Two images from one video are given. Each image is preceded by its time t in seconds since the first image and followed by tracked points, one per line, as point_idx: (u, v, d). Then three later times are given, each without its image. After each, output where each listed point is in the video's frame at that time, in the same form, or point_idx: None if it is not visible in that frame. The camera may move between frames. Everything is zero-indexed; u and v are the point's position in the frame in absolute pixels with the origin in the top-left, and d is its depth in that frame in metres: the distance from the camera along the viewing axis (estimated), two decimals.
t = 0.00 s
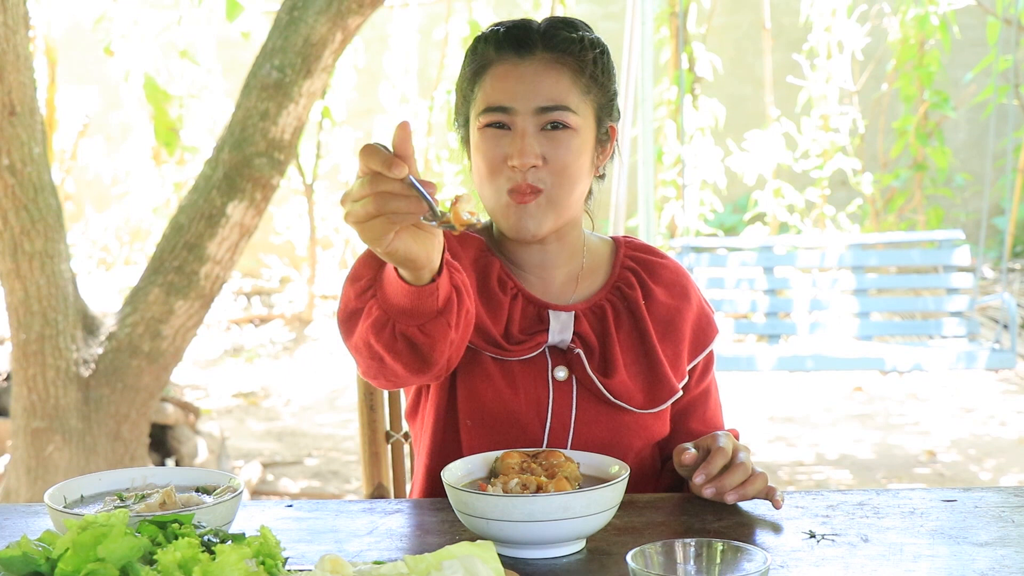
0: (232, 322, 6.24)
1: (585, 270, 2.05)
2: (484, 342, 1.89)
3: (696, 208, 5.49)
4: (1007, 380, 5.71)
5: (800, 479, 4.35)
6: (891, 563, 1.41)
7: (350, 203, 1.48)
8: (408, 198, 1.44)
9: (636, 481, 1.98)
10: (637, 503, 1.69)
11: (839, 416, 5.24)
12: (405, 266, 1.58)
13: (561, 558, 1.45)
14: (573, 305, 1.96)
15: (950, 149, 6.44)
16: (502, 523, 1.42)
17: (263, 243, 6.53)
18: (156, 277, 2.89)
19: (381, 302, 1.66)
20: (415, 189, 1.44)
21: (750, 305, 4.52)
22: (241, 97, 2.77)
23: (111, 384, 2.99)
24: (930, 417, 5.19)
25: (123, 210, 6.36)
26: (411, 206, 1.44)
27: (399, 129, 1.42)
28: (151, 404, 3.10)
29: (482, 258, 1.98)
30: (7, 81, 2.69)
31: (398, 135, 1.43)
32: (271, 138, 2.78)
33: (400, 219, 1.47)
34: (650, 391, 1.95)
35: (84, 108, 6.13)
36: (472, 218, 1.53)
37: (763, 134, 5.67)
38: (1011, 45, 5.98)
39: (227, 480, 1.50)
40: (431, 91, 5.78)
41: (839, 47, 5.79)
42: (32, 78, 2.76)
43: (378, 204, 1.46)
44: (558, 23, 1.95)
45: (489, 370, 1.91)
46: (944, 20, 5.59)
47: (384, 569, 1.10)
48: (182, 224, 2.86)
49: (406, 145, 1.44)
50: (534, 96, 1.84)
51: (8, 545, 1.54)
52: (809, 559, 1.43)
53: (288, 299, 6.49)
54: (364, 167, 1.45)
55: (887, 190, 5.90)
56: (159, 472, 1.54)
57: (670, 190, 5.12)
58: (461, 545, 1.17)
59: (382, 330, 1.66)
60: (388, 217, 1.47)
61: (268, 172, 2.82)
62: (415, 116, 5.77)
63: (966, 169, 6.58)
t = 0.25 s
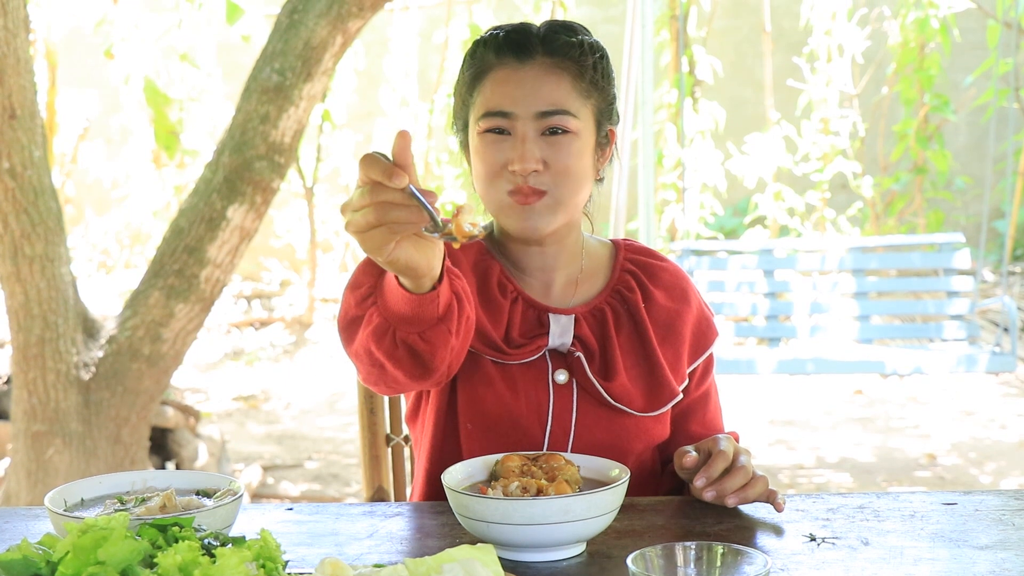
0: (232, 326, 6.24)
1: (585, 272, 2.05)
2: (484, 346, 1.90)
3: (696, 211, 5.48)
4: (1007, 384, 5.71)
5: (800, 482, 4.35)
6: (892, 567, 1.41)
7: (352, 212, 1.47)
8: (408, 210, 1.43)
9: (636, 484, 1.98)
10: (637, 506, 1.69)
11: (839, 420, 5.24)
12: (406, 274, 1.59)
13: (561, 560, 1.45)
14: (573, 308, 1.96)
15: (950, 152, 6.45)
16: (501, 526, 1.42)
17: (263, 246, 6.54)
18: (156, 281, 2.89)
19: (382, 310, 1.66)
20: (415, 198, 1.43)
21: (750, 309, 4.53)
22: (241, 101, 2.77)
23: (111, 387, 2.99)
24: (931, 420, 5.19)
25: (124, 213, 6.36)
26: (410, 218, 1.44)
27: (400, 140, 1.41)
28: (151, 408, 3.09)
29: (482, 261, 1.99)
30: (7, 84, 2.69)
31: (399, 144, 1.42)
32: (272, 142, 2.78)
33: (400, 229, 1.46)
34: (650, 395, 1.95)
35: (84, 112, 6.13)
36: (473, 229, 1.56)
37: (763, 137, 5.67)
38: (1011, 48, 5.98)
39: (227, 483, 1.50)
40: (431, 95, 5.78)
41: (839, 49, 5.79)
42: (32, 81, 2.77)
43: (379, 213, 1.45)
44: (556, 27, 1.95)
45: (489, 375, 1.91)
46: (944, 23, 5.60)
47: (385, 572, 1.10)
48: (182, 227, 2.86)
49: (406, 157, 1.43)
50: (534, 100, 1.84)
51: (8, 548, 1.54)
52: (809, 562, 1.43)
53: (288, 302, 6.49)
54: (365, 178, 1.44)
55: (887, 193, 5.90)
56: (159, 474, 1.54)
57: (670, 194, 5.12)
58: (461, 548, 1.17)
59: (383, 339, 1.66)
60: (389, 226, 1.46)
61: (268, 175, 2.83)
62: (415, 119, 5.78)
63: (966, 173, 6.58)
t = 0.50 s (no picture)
0: (232, 327, 6.24)
1: (585, 274, 2.05)
2: (484, 351, 1.90)
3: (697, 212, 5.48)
4: (1007, 385, 5.71)
5: (800, 483, 4.35)
6: (892, 568, 1.41)
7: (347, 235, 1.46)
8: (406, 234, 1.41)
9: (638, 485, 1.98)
10: (638, 508, 1.69)
11: (839, 421, 5.24)
12: (401, 297, 1.59)
13: (561, 562, 1.45)
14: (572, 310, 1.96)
15: (951, 153, 6.46)
16: (502, 527, 1.42)
17: (264, 248, 6.54)
18: (156, 282, 2.89)
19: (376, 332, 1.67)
20: (412, 224, 1.42)
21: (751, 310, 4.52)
22: (241, 102, 2.77)
23: (111, 389, 2.99)
24: (931, 421, 5.19)
25: (124, 214, 6.36)
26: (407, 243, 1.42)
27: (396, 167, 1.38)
28: (151, 409, 3.09)
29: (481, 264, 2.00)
30: (7, 85, 2.69)
31: (393, 169, 1.38)
32: (271, 143, 2.78)
33: (397, 252, 1.45)
34: (650, 396, 1.95)
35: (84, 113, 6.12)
36: (474, 255, 1.51)
37: (763, 139, 5.67)
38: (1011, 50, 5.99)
39: (227, 485, 1.50)
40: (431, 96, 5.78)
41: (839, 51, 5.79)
42: (32, 83, 2.77)
43: (375, 238, 1.43)
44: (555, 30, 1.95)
45: (489, 380, 1.91)
46: (944, 24, 5.59)
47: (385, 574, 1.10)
48: (182, 228, 2.86)
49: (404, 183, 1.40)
50: (533, 104, 1.84)
51: (8, 549, 1.54)
52: (809, 563, 1.43)
53: (288, 303, 6.49)
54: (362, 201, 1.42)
55: (887, 195, 5.90)
56: (159, 476, 1.54)
57: (670, 195, 5.13)
58: (461, 549, 1.17)
59: (378, 360, 1.67)
60: (385, 250, 1.45)
61: (268, 176, 2.83)
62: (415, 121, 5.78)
63: (966, 174, 6.59)
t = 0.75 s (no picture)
0: (232, 328, 6.24)
1: (579, 278, 2.04)
2: (472, 371, 1.91)
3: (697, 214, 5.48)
4: (1008, 387, 5.70)
5: (801, 485, 4.34)
6: (893, 569, 1.41)
7: (354, 254, 1.50)
8: (417, 246, 1.46)
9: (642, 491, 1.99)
10: (638, 509, 1.69)
11: (839, 422, 5.24)
12: (396, 320, 1.62)
13: (561, 563, 1.45)
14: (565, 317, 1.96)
15: (951, 155, 6.47)
16: (502, 529, 1.42)
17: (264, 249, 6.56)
18: (156, 283, 2.89)
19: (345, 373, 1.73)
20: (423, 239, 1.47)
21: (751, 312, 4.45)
22: (241, 103, 2.77)
23: (111, 390, 2.99)
24: (931, 423, 5.19)
25: (124, 216, 6.36)
26: (419, 255, 1.47)
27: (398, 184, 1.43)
28: (151, 410, 3.09)
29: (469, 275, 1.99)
30: (7, 87, 2.69)
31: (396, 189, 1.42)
32: (271, 144, 2.78)
33: (406, 267, 1.49)
34: (646, 403, 1.94)
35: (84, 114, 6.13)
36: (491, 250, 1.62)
37: (763, 140, 5.67)
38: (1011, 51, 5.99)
39: (227, 486, 1.50)
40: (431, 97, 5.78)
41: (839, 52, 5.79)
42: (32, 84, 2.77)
43: (387, 252, 1.48)
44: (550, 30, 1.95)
45: (481, 399, 1.92)
46: (944, 25, 5.59)
47: None
48: (182, 230, 2.86)
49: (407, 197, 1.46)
50: (530, 103, 1.84)
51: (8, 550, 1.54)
52: (809, 565, 1.43)
53: (288, 305, 6.50)
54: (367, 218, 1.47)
55: (887, 196, 5.90)
56: (159, 477, 1.54)
57: (671, 196, 5.13)
58: (461, 552, 1.18)
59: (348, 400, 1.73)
60: (395, 265, 1.49)
61: (269, 178, 2.83)
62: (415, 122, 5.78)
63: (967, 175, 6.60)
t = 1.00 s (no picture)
0: (232, 329, 6.23)
1: (564, 282, 2.04)
2: (455, 392, 1.89)
3: (697, 214, 5.47)
4: (1008, 387, 5.70)
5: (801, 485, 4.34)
6: (893, 569, 1.41)
7: (358, 298, 1.53)
8: (422, 288, 1.50)
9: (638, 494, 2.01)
10: (639, 509, 1.69)
11: (839, 423, 5.25)
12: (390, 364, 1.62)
13: (561, 563, 1.45)
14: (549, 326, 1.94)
15: (951, 155, 6.48)
16: (501, 529, 1.42)
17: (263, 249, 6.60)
18: (156, 283, 2.89)
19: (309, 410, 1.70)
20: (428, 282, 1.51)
21: (751, 311, 4.47)
22: (241, 103, 2.77)
23: (111, 391, 2.99)
24: (931, 423, 5.20)
25: (124, 216, 6.37)
26: (425, 297, 1.51)
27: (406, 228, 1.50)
28: (151, 410, 3.09)
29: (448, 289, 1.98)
30: (7, 87, 2.69)
31: (404, 233, 1.50)
32: (272, 145, 2.78)
33: (412, 307, 1.53)
34: (635, 411, 1.93)
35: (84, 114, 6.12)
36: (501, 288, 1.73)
37: (763, 140, 5.66)
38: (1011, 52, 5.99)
39: (227, 487, 1.50)
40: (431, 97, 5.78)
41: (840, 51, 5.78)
42: (32, 84, 2.77)
43: (394, 293, 1.52)
44: (529, 34, 1.93)
45: (466, 415, 1.91)
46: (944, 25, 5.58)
47: None
48: (182, 230, 2.86)
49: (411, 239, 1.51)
50: (512, 112, 1.83)
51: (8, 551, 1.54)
52: (809, 565, 1.43)
53: (288, 305, 6.50)
54: (372, 259, 1.52)
55: (887, 196, 5.90)
56: (159, 477, 1.54)
57: (671, 197, 5.13)
58: (461, 551, 1.18)
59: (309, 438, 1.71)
60: (402, 306, 1.52)
61: (268, 178, 2.83)
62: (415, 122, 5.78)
63: (967, 176, 6.61)
